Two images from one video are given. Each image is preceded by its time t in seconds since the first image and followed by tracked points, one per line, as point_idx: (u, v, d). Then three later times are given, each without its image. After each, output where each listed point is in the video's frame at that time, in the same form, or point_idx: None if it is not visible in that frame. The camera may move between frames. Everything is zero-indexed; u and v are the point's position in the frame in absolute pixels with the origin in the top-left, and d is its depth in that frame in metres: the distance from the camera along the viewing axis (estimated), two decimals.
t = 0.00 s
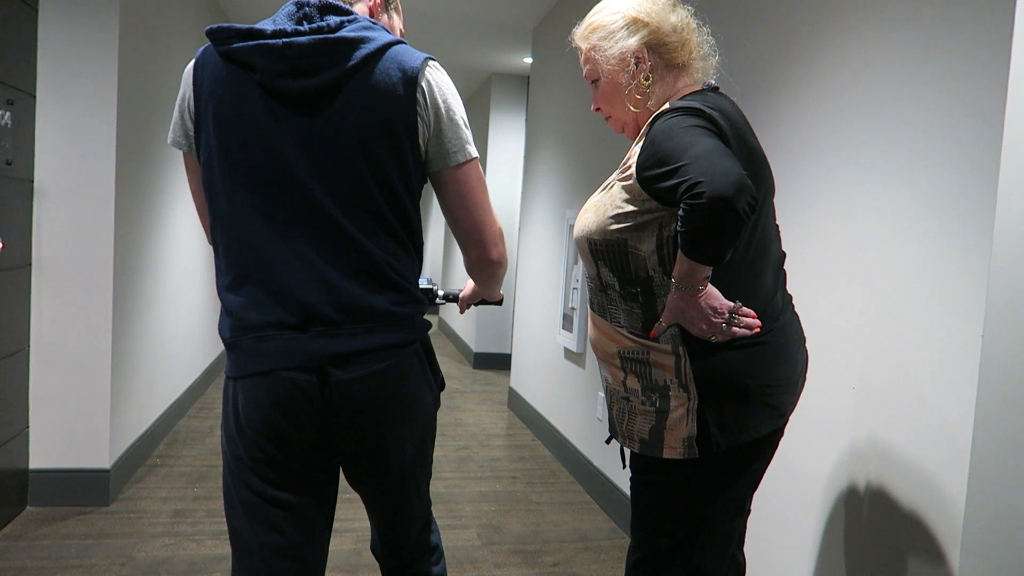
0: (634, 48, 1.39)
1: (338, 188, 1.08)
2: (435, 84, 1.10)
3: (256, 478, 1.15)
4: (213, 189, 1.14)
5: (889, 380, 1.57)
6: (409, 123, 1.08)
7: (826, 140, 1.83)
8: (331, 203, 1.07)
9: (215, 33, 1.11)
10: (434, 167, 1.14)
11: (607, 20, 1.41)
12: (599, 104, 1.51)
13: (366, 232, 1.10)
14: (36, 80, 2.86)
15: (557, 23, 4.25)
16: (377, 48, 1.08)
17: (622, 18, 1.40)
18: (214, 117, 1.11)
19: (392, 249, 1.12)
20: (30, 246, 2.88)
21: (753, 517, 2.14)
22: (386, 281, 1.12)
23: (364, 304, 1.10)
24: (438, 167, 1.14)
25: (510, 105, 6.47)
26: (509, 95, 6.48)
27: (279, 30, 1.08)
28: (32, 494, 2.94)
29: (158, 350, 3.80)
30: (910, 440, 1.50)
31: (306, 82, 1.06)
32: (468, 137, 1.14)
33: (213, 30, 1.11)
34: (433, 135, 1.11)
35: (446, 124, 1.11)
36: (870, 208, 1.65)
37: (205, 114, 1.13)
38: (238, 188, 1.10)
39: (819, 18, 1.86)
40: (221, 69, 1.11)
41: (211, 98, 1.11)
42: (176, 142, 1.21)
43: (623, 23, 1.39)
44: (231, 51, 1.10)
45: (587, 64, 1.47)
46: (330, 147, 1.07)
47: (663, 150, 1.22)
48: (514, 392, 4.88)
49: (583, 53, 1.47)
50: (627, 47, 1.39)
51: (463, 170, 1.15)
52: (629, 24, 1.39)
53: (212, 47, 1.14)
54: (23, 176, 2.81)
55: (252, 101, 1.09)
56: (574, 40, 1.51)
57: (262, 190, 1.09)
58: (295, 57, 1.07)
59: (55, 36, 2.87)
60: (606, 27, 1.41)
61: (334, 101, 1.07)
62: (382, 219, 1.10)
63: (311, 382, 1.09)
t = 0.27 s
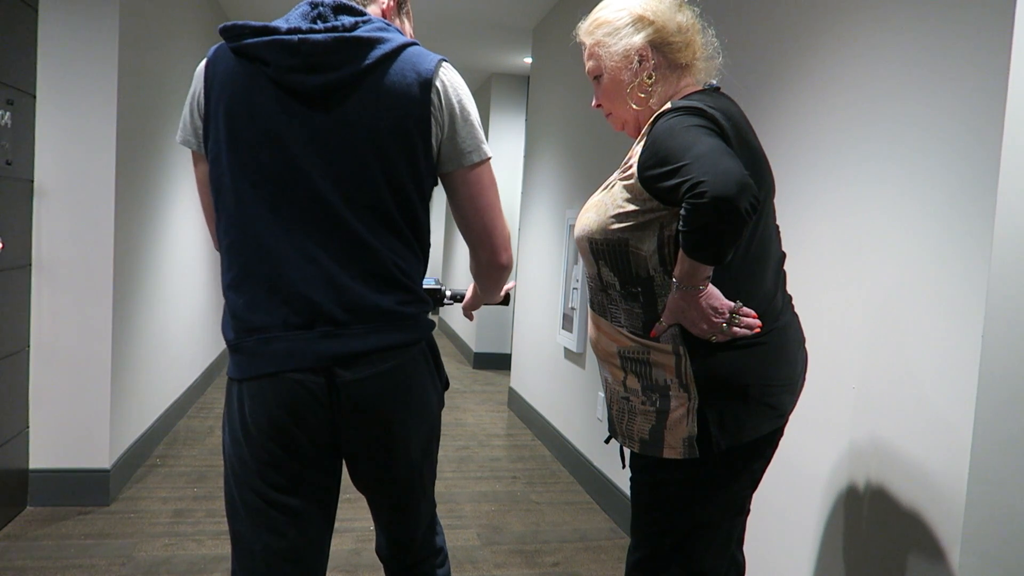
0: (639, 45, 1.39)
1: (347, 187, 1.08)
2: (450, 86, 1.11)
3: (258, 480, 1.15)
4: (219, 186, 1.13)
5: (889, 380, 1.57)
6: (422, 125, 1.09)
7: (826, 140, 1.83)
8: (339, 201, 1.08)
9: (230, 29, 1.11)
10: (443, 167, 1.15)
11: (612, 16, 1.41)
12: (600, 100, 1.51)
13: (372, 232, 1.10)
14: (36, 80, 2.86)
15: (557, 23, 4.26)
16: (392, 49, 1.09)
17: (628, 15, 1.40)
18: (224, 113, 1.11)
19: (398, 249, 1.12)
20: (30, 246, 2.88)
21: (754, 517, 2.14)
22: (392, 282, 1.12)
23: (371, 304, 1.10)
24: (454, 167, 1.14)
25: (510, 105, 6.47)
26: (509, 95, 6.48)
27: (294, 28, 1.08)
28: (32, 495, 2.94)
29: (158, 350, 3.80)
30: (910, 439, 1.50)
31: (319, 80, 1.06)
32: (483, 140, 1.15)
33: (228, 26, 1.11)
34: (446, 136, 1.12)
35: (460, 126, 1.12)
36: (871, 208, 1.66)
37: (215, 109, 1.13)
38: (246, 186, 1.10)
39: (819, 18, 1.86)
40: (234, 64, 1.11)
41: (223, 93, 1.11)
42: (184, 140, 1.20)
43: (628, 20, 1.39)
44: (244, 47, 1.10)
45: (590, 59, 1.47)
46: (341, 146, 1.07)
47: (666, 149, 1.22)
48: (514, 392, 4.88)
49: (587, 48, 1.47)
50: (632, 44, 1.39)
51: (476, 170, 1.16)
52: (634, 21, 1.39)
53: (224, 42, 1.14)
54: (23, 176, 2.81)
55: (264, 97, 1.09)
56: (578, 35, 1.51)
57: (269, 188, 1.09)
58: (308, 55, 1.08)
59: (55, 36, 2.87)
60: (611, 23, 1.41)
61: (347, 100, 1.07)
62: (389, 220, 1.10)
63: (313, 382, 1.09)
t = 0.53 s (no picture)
0: (645, 42, 1.39)
1: (349, 190, 1.08)
2: (457, 90, 1.11)
3: (257, 481, 1.15)
4: (222, 185, 1.14)
5: (889, 380, 1.57)
6: (427, 128, 1.09)
7: (826, 140, 1.83)
8: (341, 204, 1.08)
9: (235, 28, 1.11)
10: (446, 171, 1.15)
11: (620, 12, 1.42)
12: (602, 95, 1.51)
13: (374, 236, 1.10)
14: (36, 80, 2.86)
15: (558, 23, 4.26)
16: (398, 52, 1.09)
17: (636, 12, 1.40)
18: (227, 112, 1.11)
19: (400, 253, 1.12)
20: (30, 246, 2.88)
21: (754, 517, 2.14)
22: (394, 286, 1.12)
23: (372, 308, 1.10)
24: (455, 173, 1.14)
25: (510, 105, 6.47)
26: (509, 95, 6.48)
27: (300, 27, 1.08)
28: (32, 495, 2.94)
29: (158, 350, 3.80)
30: (911, 439, 1.50)
31: (324, 82, 1.06)
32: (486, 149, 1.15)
33: (233, 24, 1.11)
34: (450, 140, 1.12)
35: (464, 131, 1.12)
36: (871, 208, 1.66)
37: (218, 108, 1.13)
38: (248, 187, 1.10)
39: (820, 18, 1.86)
40: (239, 63, 1.11)
41: (227, 92, 1.11)
42: (190, 137, 1.20)
43: (637, 16, 1.40)
44: (250, 46, 1.10)
45: (595, 53, 1.47)
46: (343, 148, 1.07)
47: (669, 149, 1.22)
48: (513, 392, 4.88)
49: (593, 42, 1.47)
50: (639, 40, 1.39)
51: (475, 179, 1.16)
52: (642, 18, 1.39)
53: (230, 41, 1.14)
54: (23, 176, 2.81)
55: (268, 98, 1.09)
56: (585, 30, 1.51)
57: (271, 189, 1.09)
58: (313, 56, 1.08)
59: (55, 36, 2.87)
60: (619, 18, 1.41)
61: (352, 102, 1.07)
62: (391, 224, 1.10)
63: (314, 385, 1.09)
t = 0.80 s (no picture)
0: (650, 41, 1.39)
1: (344, 192, 1.07)
2: (457, 92, 1.10)
3: (253, 481, 1.15)
4: (219, 185, 1.14)
5: (889, 380, 1.58)
6: (423, 132, 1.08)
7: (826, 140, 1.83)
8: (336, 207, 1.07)
9: (234, 26, 1.11)
10: (443, 174, 1.14)
11: (624, 11, 1.42)
12: (604, 93, 1.50)
13: (368, 239, 1.10)
14: (36, 80, 2.86)
15: (558, 23, 4.26)
16: (397, 55, 1.08)
17: (640, 11, 1.41)
18: (225, 112, 1.11)
19: (395, 255, 1.12)
20: (30, 246, 2.88)
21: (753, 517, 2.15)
22: (389, 289, 1.12)
23: (367, 311, 1.10)
24: (452, 177, 1.14)
25: (510, 105, 6.47)
26: (509, 95, 6.48)
27: (298, 27, 1.08)
28: (32, 494, 2.94)
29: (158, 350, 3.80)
30: (911, 439, 1.51)
31: (321, 83, 1.06)
32: (484, 154, 1.15)
33: (232, 22, 1.11)
34: (447, 143, 1.11)
35: (462, 135, 1.11)
36: (871, 208, 1.66)
37: (216, 107, 1.13)
38: (244, 187, 1.10)
39: (820, 18, 1.86)
40: (238, 62, 1.11)
41: (225, 92, 1.11)
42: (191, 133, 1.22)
43: (641, 15, 1.40)
44: (248, 45, 1.10)
45: (598, 51, 1.47)
46: (339, 150, 1.07)
47: (670, 148, 1.22)
48: (513, 392, 4.88)
49: (596, 40, 1.47)
50: (643, 39, 1.39)
51: (472, 184, 1.16)
52: (646, 17, 1.40)
53: (230, 39, 1.14)
54: (23, 176, 2.81)
55: (265, 98, 1.09)
56: (588, 28, 1.51)
57: (267, 190, 1.09)
58: (311, 57, 1.07)
59: (55, 36, 2.87)
60: (623, 17, 1.41)
61: (348, 104, 1.07)
62: (385, 227, 1.10)
63: (310, 387, 1.09)
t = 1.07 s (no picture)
0: (651, 41, 1.39)
1: (339, 192, 1.07)
2: (453, 93, 1.10)
3: (250, 481, 1.15)
4: (215, 184, 1.14)
5: (889, 380, 1.58)
6: (418, 132, 1.08)
7: (826, 140, 1.84)
8: (331, 208, 1.07)
9: (228, 25, 1.11)
10: (439, 174, 1.14)
11: (624, 12, 1.42)
12: (606, 96, 1.51)
13: (363, 239, 1.09)
14: (36, 80, 2.85)
15: (558, 23, 4.26)
16: (393, 55, 1.08)
17: (640, 11, 1.41)
18: (219, 112, 1.11)
19: (392, 256, 1.12)
20: (30, 246, 2.88)
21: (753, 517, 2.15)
22: (385, 290, 1.11)
23: (362, 312, 1.09)
24: (448, 179, 1.14)
25: (510, 105, 6.48)
26: (509, 95, 6.49)
27: (293, 27, 1.08)
28: (32, 494, 2.94)
29: (158, 351, 3.80)
30: (910, 439, 1.51)
31: (316, 84, 1.06)
32: (480, 155, 1.15)
33: (226, 21, 1.11)
34: (443, 144, 1.11)
35: (458, 136, 1.11)
36: (871, 209, 1.66)
37: (211, 107, 1.13)
38: (240, 187, 1.10)
39: (820, 19, 1.87)
40: (233, 62, 1.11)
41: (219, 92, 1.11)
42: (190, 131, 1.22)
43: (641, 15, 1.40)
44: (243, 44, 1.10)
45: (599, 53, 1.48)
46: (334, 151, 1.07)
47: (672, 148, 1.23)
48: (513, 392, 4.88)
49: (597, 42, 1.48)
50: (644, 39, 1.39)
51: (471, 186, 1.16)
52: (647, 17, 1.40)
53: (225, 37, 1.14)
54: (23, 176, 2.81)
55: (259, 98, 1.09)
56: (589, 30, 1.51)
57: (262, 191, 1.09)
58: (305, 57, 1.07)
59: (54, 36, 2.87)
60: (623, 18, 1.42)
61: (343, 105, 1.07)
62: (381, 227, 1.10)
63: (305, 388, 1.09)
